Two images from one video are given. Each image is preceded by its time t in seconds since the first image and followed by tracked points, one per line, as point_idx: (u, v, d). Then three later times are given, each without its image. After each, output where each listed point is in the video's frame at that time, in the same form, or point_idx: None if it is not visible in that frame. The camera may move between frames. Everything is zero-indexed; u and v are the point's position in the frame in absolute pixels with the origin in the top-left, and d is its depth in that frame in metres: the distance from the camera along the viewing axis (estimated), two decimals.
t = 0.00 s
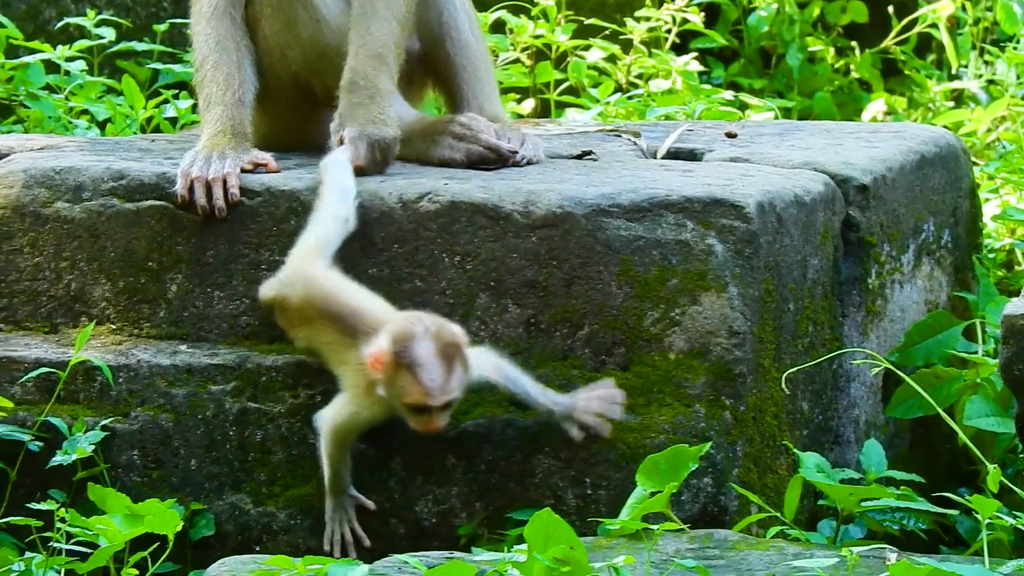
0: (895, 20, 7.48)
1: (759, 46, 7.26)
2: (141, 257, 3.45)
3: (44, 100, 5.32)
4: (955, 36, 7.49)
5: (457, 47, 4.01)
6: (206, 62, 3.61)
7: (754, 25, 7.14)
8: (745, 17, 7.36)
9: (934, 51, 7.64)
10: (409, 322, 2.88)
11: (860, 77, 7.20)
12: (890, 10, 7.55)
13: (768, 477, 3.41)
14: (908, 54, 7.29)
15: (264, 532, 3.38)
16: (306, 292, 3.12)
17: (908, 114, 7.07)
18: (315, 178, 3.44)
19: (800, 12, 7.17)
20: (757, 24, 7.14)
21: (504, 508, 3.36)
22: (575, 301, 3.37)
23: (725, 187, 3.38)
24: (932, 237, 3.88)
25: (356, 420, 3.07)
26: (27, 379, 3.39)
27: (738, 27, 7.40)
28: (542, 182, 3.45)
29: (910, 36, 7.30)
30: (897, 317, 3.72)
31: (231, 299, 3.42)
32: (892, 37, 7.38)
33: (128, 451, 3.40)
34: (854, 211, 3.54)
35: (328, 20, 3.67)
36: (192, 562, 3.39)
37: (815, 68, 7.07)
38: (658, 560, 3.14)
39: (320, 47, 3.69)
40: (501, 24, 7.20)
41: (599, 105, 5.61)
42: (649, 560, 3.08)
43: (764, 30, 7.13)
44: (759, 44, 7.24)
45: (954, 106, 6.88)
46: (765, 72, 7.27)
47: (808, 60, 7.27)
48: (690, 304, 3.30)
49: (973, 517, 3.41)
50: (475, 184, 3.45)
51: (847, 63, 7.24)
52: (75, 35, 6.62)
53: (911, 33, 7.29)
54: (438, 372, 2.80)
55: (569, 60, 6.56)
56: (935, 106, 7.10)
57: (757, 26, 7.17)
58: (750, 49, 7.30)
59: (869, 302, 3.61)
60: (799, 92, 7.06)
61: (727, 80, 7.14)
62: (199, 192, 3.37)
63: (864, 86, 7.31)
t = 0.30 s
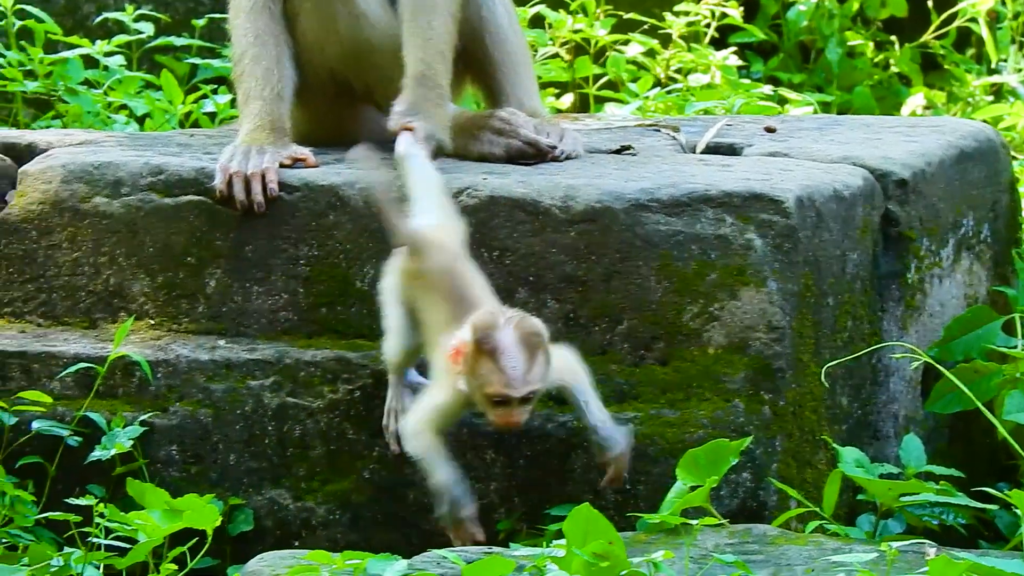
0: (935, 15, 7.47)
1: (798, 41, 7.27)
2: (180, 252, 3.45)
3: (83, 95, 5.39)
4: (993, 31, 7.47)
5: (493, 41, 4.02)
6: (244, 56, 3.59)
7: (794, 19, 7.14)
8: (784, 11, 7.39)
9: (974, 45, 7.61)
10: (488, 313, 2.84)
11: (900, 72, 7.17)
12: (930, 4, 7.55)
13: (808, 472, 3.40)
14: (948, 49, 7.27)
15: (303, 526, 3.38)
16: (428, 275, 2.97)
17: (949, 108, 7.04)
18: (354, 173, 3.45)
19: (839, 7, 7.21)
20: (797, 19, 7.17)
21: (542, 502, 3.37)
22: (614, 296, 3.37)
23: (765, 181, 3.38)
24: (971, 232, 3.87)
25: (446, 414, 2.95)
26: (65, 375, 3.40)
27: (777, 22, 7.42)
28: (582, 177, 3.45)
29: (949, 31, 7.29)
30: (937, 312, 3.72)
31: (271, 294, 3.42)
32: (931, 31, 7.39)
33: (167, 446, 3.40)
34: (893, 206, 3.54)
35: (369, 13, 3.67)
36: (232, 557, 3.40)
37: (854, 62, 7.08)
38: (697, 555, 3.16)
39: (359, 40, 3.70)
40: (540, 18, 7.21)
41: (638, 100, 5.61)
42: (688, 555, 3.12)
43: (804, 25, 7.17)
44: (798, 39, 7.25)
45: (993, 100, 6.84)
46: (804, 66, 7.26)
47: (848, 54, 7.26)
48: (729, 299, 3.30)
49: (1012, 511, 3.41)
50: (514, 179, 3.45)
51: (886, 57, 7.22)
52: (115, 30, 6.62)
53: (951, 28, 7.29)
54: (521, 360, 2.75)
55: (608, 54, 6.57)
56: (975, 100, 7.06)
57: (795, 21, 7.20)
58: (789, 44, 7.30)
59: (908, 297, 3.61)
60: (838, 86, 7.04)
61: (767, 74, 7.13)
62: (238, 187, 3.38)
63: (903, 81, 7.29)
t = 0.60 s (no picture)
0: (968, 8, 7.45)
1: (830, 35, 7.25)
2: (213, 246, 3.45)
3: (115, 89, 5.41)
4: None
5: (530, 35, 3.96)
6: (280, 47, 3.56)
7: (826, 13, 7.13)
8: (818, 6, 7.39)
9: (1007, 39, 7.57)
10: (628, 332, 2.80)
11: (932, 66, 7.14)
12: None
13: (841, 465, 3.41)
14: (980, 43, 7.26)
15: (336, 520, 3.38)
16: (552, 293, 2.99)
17: (981, 102, 7.02)
18: (387, 167, 3.45)
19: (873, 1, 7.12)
20: (829, 13, 7.14)
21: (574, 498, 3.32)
22: (648, 290, 3.38)
23: (798, 174, 3.37)
24: (1004, 225, 3.87)
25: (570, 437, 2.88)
26: (98, 369, 3.40)
27: (810, 16, 7.42)
28: (615, 171, 3.44)
29: (982, 25, 7.27)
30: (969, 305, 3.73)
31: (304, 288, 3.43)
32: (963, 25, 7.37)
33: (200, 440, 3.39)
34: (926, 199, 3.54)
35: (401, 10, 3.55)
36: (265, 552, 3.38)
37: (886, 56, 7.05)
38: (731, 549, 3.16)
39: (389, 36, 3.57)
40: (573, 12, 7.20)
41: (672, 93, 5.61)
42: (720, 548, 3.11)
43: (836, 19, 7.14)
44: (830, 33, 7.23)
45: None
46: (836, 60, 7.25)
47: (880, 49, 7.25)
48: (763, 293, 3.30)
49: None
50: (547, 172, 3.43)
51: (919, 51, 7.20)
52: (148, 24, 6.60)
53: (984, 22, 7.26)
54: (666, 376, 2.70)
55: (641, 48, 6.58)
56: (1007, 94, 7.04)
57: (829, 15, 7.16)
58: (821, 37, 7.29)
59: (940, 290, 3.61)
60: (872, 80, 7.00)
61: (799, 68, 7.14)
62: (271, 182, 3.38)
63: (935, 75, 7.26)
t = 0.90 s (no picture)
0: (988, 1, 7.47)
1: (850, 28, 7.28)
2: (233, 239, 3.46)
3: (135, 82, 5.43)
4: None
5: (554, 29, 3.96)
6: (301, 40, 3.57)
7: (846, 7, 7.13)
8: None
9: None
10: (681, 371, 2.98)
11: (952, 58, 7.16)
12: None
13: (861, 458, 3.41)
14: (1000, 35, 7.29)
15: (357, 514, 3.37)
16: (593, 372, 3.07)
17: (1002, 95, 7.03)
18: (408, 159, 3.46)
19: None
20: (849, 6, 7.13)
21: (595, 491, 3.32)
22: (667, 283, 3.37)
23: (817, 167, 3.38)
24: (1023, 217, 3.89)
25: (627, 484, 2.96)
26: (118, 362, 3.40)
27: (831, 9, 7.44)
28: (635, 164, 3.45)
29: (1002, 18, 7.29)
30: (989, 298, 3.73)
31: (324, 281, 3.43)
32: (983, 17, 7.40)
33: (220, 433, 3.39)
34: (946, 192, 3.54)
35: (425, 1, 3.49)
36: (284, 545, 3.37)
37: (908, 49, 7.09)
38: (751, 541, 3.19)
39: (411, 28, 3.51)
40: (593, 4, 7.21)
41: (692, 86, 5.62)
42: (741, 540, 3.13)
43: (856, 12, 7.11)
44: (850, 26, 7.26)
45: None
46: (857, 52, 7.29)
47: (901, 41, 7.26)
48: (783, 285, 3.30)
49: None
50: (567, 165, 3.44)
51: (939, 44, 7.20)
52: (168, 17, 6.60)
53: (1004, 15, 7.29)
54: (724, 391, 2.87)
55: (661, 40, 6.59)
56: None
57: (849, 8, 7.17)
58: (841, 30, 7.32)
59: (960, 283, 3.61)
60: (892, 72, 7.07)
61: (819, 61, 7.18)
62: (291, 174, 3.38)
63: (955, 68, 7.27)
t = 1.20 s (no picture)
0: None
1: (853, 23, 7.30)
2: (237, 236, 3.44)
3: (138, 81, 5.39)
4: None
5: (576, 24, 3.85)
6: (306, 37, 3.52)
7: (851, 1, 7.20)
8: None
9: None
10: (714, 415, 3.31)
11: (955, 54, 7.13)
12: None
13: (864, 453, 3.44)
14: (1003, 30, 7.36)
15: (361, 510, 3.37)
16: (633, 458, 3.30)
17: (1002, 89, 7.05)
18: (412, 156, 3.43)
19: None
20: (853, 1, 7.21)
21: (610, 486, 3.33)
22: (672, 279, 3.38)
23: (821, 164, 3.39)
24: None
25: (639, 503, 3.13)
26: (121, 360, 3.38)
27: (833, 4, 7.46)
28: (639, 160, 3.42)
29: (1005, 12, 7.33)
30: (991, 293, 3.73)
31: (328, 278, 3.42)
32: (986, 12, 7.42)
33: (224, 431, 3.38)
34: (949, 187, 3.54)
35: None
36: (289, 541, 3.39)
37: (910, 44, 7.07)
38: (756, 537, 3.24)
39: (414, 25, 3.46)
40: None
41: (694, 83, 5.63)
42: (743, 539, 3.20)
43: (860, 7, 7.21)
44: (853, 22, 7.28)
45: None
46: (860, 47, 7.31)
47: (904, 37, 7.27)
48: (786, 281, 3.33)
49: None
50: (571, 162, 3.41)
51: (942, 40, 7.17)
52: (171, 13, 6.57)
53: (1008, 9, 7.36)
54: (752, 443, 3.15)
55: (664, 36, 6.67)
56: None
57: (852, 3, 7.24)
58: (843, 26, 7.34)
59: (964, 278, 3.61)
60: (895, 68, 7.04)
61: (824, 57, 7.18)
62: (297, 171, 3.36)
63: (958, 64, 7.22)
